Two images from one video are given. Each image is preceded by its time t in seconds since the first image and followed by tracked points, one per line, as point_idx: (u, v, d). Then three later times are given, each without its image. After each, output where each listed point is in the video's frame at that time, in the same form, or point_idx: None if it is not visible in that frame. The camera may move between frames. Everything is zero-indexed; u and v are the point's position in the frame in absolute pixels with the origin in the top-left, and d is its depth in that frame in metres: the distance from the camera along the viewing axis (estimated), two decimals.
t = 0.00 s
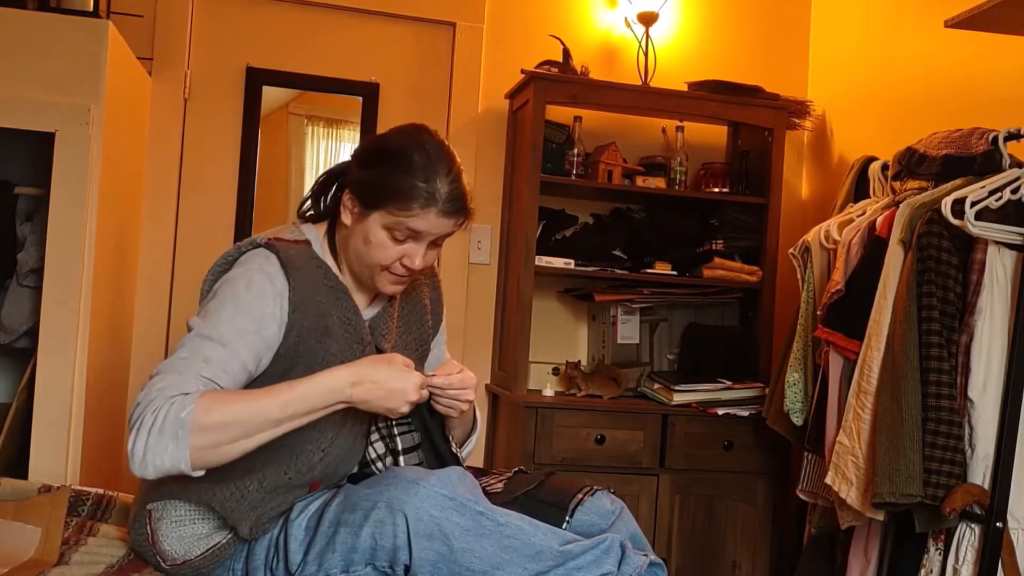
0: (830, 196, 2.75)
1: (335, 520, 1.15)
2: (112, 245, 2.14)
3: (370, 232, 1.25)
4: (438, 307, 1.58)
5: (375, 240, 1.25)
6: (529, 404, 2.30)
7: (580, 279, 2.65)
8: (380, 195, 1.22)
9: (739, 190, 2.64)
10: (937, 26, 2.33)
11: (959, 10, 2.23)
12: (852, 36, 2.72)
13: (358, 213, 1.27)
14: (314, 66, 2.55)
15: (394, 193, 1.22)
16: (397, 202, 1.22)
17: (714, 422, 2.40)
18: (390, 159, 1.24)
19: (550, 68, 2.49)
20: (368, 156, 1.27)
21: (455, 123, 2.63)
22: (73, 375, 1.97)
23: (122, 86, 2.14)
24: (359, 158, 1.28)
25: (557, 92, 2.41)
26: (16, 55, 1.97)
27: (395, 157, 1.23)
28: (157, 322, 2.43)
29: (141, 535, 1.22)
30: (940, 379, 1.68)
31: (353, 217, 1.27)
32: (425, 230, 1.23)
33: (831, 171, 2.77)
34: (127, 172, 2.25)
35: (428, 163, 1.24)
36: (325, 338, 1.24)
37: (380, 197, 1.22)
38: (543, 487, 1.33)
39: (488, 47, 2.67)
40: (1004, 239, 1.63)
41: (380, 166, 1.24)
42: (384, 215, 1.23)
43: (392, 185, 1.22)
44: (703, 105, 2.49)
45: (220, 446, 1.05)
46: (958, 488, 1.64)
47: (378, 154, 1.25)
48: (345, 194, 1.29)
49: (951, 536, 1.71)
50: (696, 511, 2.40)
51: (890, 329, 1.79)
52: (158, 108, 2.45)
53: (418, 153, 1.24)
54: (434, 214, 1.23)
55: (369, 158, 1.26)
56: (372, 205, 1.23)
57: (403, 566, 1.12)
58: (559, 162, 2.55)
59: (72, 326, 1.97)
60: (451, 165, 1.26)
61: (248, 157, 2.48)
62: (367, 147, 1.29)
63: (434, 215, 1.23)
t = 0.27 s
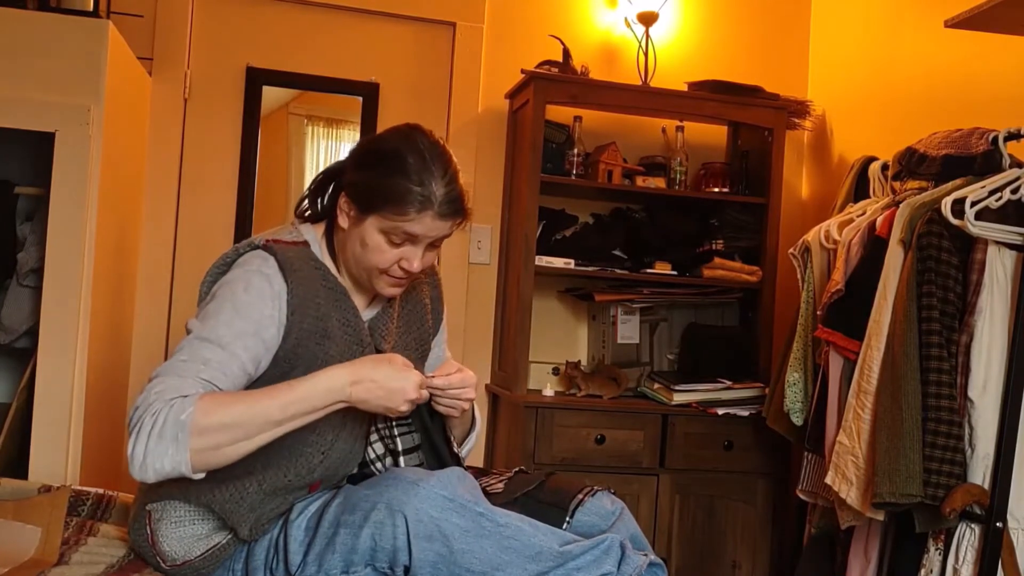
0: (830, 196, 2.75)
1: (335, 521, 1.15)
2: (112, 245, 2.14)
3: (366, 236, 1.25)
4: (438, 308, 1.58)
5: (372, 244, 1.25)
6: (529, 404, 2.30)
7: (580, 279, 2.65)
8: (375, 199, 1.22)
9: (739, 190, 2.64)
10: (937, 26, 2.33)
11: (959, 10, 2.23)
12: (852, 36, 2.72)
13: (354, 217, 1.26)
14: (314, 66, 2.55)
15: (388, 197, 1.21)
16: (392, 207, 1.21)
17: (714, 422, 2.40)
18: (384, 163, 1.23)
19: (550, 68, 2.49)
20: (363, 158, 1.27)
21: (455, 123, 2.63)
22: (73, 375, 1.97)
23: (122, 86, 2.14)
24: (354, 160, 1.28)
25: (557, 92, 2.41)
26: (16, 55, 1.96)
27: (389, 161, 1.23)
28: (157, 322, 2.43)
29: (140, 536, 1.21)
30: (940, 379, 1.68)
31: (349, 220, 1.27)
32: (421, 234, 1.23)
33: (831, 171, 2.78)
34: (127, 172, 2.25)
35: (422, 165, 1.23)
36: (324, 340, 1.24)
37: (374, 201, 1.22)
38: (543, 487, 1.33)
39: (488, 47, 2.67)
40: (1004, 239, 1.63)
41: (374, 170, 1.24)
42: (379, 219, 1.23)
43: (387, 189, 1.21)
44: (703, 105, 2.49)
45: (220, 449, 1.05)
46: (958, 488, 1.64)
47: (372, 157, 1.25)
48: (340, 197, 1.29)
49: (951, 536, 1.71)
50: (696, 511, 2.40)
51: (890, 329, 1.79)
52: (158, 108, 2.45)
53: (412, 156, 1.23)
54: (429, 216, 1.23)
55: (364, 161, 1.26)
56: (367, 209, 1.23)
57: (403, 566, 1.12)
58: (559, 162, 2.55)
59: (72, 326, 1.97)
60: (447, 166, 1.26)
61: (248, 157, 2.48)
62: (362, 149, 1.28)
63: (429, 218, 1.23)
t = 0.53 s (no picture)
0: (830, 196, 2.75)
1: (335, 522, 1.16)
2: (112, 245, 2.14)
3: (364, 237, 1.25)
4: (438, 308, 1.59)
5: (371, 245, 1.25)
6: (529, 404, 2.30)
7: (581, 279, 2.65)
8: (372, 201, 1.22)
9: (739, 190, 2.64)
10: (937, 26, 2.33)
11: (959, 9, 2.23)
12: (852, 36, 2.72)
13: (352, 218, 1.26)
14: (314, 66, 2.55)
15: (386, 199, 1.21)
16: (390, 208, 1.21)
17: (714, 422, 2.40)
18: (380, 163, 1.23)
19: (550, 68, 2.49)
20: (360, 158, 1.26)
21: (455, 123, 2.63)
22: (73, 375, 1.97)
23: (122, 86, 2.14)
24: (351, 161, 1.28)
25: (557, 92, 2.41)
26: (16, 55, 1.97)
27: (386, 161, 1.22)
28: (157, 322, 2.43)
29: (140, 536, 1.21)
30: (940, 379, 1.68)
31: (348, 221, 1.27)
32: (420, 234, 1.23)
33: (831, 171, 2.78)
34: (127, 172, 2.25)
35: (419, 165, 1.23)
36: (324, 342, 1.24)
37: (372, 202, 1.22)
38: (543, 487, 1.33)
39: (488, 47, 2.67)
40: (1004, 239, 1.63)
41: (371, 170, 1.23)
42: (377, 220, 1.23)
43: (384, 191, 1.21)
44: (703, 105, 2.49)
45: (221, 449, 1.04)
46: (958, 488, 1.64)
47: (369, 158, 1.24)
48: (339, 197, 1.29)
49: (951, 536, 1.71)
50: (696, 510, 2.40)
51: (890, 329, 1.79)
52: (158, 108, 2.45)
53: (408, 156, 1.23)
54: (427, 216, 1.22)
55: (361, 161, 1.26)
56: (364, 210, 1.23)
57: (402, 567, 1.12)
58: (559, 162, 2.55)
59: (72, 325, 1.97)
60: (444, 165, 1.25)
61: (248, 157, 2.48)
62: (360, 149, 1.28)
63: (427, 218, 1.22)
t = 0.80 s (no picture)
0: (830, 196, 2.75)
1: (335, 521, 1.16)
2: (112, 245, 2.14)
3: (363, 236, 1.25)
4: (437, 307, 1.59)
5: (370, 243, 1.25)
6: (529, 404, 2.30)
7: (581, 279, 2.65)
8: (371, 200, 1.22)
9: (739, 190, 2.64)
10: (937, 26, 2.33)
11: (959, 9, 2.23)
12: (852, 36, 2.72)
13: (351, 217, 1.27)
14: (314, 66, 2.55)
15: (384, 198, 1.21)
16: (390, 207, 1.21)
17: (714, 422, 2.40)
18: (378, 162, 1.23)
19: (550, 68, 2.49)
20: (358, 158, 1.26)
21: (455, 123, 2.63)
22: (73, 375, 1.97)
23: (122, 86, 2.14)
24: (349, 160, 1.28)
25: (557, 92, 2.41)
26: (15, 55, 1.97)
27: (383, 160, 1.22)
28: (157, 322, 2.43)
29: (140, 536, 1.21)
30: (940, 379, 1.68)
31: (346, 220, 1.28)
32: (419, 232, 1.23)
33: (831, 171, 2.78)
34: (127, 172, 2.25)
35: (417, 163, 1.22)
36: (323, 341, 1.24)
37: (371, 201, 1.22)
38: (543, 487, 1.33)
39: (488, 48, 2.67)
40: (1005, 239, 1.63)
41: (369, 170, 1.23)
42: (376, 219, 1.23)
43: (382, 190, 1.21)
44: (703, 105, 2.49)
45: (224, 449, 1.04)
46: (958, 488, 1.64)
47: (367, 157, 1.24)
48: (337, 196, 1.30)
49: (951, 536, 1.71)
50: (696, 510, 2.40)
51: (889, 329, 1.79)
52: (158, 108, 2.45)
53: (406, 154, 1.23)
54: (426, 214, 1.22)
55: (359, 160, 1.26)
56: (363, 209, 1.23)
57: (403, 566, 1.12)
58: (559, 162, 2.56)
59: (72, 325, 1.97)
60: (442, 163, 1.25)
61: (248, 157, 2.48)
62: (357, 149, 1.28)
63: (426, 216, 1.22)
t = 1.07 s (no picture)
0: (830, 196, 2.75)
1: (335, 521, 1.16)
2: (112, 245, 2.14)
3: (363, 235, 1.25)
4: (437, 306, 1.59)
5: (370, 243, 1.25)
6: (529, 404, 2.30)
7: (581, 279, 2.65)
8: (371, 199, 1.22)
9: (739, 190, 2.64)
10: (937, 26, 2.33)
11: (959, 10, 2.23)
12: (852, 36, 2.72)
13: (350, 217, 1.27)
14: (314, 66, 2.55)
15: (384, 197, 1.21)
16: (390, 206, 1.21)
17: (714, 422, 2.40)
18: (377, 162, 1.23)
19: (550, 68, 2.49)
20: (356, 158, 1.26)
21: (455, 123, 2.63)
22: (73, 375, 1.97)
23: (122, 86, 2.14)
24: (347, 160, 1.28)
25: (557, 92, 2.41)
26: (15, 55, 1.97)
27: (383, 160, 1.22)
28: (157, 322, 2.43)
29: (140, 537, 1.21)
30: (940, 379, 1.68)
31: (346, 220, 1.28)
32: (419, 230, 1.23)
33: (831, 171, 2.78)
34: (127, 172, 2.25)
35: (416, 162, 1.22)
36: (322, 342, 1.24)
37: (371, 201, 1.22)
38: (543, 488, 1.33)
39: (489, 48, 2.67)
40: (1004, 239, 1.63)
41: (369, 169, 1.23)
42: (376, 219, 1.23)
43: (382, 189, 1.21)
44: (703, 105, 2.49)
45: (229, 464, 1.07)
46: (958, 488, 1.63)
47: (366, 156, 1.24)
48: (336, 196, 1.30)
49: (951, 536, 1.71)
50: (695, 510, 2.40)
51: (890, 329, 1.79)
52: (158, 108, 2.45)
53: (405, 153, 1.23)
54: (426, 213, 1.22)
55: (357, 160, 1.26)
56: (363, 208, 1.23)
57: (403, 567, 1.12)
58: (559, 162, 2.56)
59: (72, 325, 1.97)
60: (441, 161, 1.25)
61: (248, 157, 2.48)
62: (355, 149, 1.28)
63: (426, 214, 1.22)
